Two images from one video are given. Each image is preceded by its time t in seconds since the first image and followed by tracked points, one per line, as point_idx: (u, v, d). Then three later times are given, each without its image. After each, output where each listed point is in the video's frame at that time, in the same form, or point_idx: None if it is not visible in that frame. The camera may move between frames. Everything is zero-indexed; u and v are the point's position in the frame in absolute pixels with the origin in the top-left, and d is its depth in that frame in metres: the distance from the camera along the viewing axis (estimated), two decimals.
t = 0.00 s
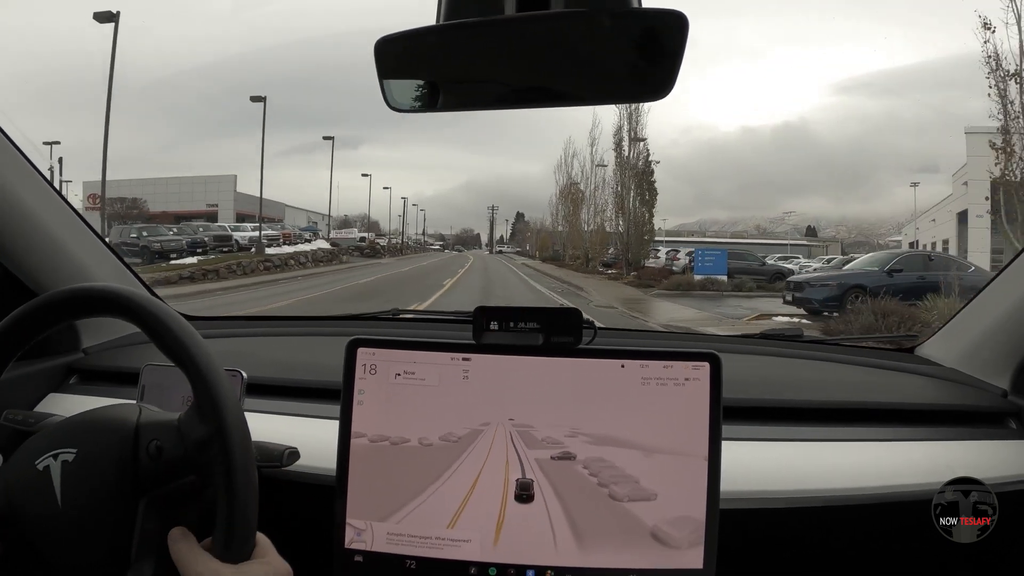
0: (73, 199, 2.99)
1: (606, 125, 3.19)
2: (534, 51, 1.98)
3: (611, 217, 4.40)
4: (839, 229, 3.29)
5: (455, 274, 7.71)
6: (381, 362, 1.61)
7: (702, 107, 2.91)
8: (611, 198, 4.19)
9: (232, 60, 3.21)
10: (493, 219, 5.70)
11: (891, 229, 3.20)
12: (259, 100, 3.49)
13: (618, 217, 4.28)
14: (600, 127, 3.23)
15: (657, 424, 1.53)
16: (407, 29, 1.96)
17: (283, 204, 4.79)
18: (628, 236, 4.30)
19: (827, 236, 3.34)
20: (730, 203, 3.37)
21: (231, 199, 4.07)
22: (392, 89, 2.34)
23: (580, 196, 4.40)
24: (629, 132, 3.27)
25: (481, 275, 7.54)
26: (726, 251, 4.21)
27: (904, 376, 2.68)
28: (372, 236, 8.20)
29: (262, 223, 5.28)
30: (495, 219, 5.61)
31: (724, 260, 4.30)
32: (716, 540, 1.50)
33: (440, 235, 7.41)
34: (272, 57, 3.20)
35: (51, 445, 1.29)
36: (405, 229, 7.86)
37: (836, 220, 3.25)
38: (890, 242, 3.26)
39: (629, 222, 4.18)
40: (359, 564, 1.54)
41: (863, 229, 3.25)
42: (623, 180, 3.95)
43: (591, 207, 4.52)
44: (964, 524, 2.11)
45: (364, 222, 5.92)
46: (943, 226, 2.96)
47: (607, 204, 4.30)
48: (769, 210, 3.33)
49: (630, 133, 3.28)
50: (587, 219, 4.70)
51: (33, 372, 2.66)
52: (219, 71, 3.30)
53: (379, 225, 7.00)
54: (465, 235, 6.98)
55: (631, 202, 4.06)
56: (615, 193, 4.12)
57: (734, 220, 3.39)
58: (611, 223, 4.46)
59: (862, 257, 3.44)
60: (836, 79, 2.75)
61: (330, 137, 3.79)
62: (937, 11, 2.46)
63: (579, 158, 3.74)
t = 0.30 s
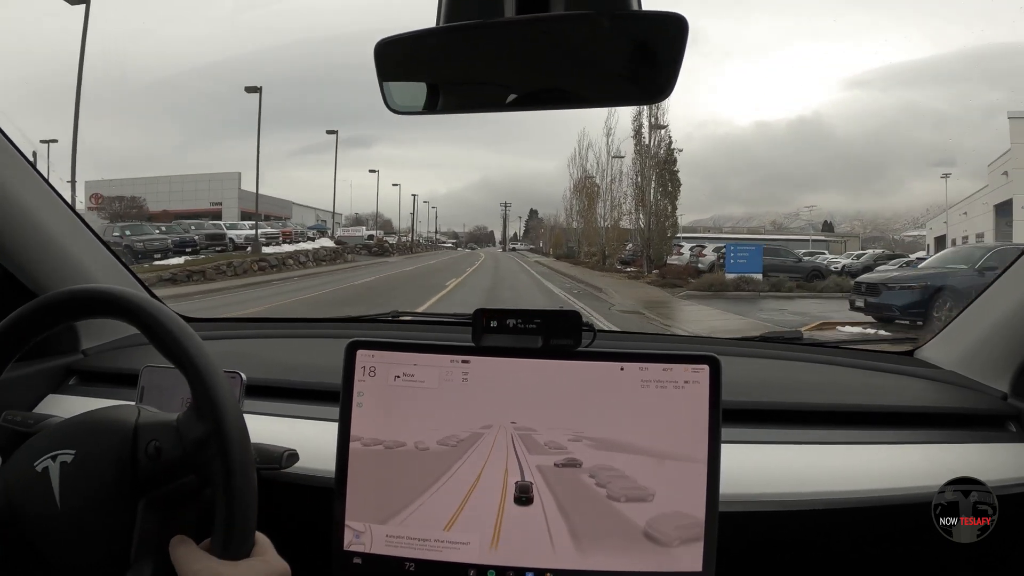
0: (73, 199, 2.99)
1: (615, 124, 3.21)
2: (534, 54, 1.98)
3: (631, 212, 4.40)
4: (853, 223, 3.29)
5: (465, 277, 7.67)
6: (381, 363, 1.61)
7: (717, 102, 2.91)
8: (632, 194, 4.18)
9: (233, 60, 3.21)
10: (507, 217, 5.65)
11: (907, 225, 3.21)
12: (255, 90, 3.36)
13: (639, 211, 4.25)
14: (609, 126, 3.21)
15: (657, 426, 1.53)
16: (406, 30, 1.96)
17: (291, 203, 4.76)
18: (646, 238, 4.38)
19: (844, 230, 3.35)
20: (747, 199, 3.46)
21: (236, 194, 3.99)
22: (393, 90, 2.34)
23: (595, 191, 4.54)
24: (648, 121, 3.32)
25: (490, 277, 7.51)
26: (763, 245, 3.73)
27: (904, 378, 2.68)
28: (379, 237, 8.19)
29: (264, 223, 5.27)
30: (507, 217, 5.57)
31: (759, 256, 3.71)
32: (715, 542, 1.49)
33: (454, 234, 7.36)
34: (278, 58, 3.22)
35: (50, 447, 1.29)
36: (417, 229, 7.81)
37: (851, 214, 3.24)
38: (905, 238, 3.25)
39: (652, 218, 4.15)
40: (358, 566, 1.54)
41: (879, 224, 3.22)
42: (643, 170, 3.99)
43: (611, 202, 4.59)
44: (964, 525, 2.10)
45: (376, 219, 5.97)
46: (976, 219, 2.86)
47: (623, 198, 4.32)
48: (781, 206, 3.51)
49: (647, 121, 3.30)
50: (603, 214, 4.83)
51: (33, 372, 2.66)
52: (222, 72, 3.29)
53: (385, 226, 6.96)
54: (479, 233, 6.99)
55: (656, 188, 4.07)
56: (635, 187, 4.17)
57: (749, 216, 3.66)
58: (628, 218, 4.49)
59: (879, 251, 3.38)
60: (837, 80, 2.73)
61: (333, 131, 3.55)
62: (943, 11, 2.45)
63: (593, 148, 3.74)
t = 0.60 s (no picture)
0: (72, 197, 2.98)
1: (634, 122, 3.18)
2: (534, 50, 1.98)
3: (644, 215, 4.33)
4: (869, 225, 3.20)
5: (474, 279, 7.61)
6: (382, 360, 1.61)
7: (734, 102, 2.90)
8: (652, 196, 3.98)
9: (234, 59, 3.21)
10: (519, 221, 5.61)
11: (922, 227, 3.09)
12: (249, 85, 3.36)
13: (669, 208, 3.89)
14: (624, 126, 3.20)
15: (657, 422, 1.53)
16: (407, 28, 1.97)
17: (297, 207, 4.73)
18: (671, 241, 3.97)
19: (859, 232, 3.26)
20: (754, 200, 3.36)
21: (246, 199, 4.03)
22: (394, 87, 2.34)
23: (611, 190, 4.48)
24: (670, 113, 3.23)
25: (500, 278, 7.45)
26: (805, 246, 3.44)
27: (904, 376, 2.68)
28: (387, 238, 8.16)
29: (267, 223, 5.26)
30: (523, 218, 5.53)
31: (801, 260, 3.46)
32: (716, 539, 1.50)
33: (468, 236, 7.30)
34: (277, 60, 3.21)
35: (51, 444, 1.29)
36: (427, 230, 7.77)
37: (866, 216, 3.15)
38: (922, 241, 3.13)
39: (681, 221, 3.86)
40: (358, 563, 1.55)
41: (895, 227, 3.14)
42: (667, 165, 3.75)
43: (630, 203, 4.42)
44: (964, 524, 2.10)
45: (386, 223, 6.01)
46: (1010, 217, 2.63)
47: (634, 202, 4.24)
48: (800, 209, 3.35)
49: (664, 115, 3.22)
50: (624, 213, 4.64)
51: (34, 370, 2.66)
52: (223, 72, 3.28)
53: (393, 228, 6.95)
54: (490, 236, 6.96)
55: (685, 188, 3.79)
56: (657, 183, 3.88)
57: (764, 219, 3.40)
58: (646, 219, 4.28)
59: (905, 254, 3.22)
60: (838, 80, 2.70)
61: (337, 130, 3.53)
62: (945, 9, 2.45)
63: (610, 146, 3.62)
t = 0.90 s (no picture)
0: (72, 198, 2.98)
1: (650, 118, 3.10)
2: (533, 51, 1.98)
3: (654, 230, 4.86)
4: (885, 227, 3.11)
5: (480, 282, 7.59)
6: (381, 361, 1.61)
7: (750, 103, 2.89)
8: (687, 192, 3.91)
9: (234, 61, 3.20)
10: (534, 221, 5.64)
11: (939, 228, 2.91)
12: (242, 74, 3.28)
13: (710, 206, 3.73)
14: (633, 126, 3.21)
15: (656, 424, 1.53)
16: (406, 29, 1.97)
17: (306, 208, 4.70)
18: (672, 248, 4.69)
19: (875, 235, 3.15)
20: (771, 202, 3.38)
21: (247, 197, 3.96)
22: (393, 89, 2.34)
23: (631, 186, 4.45)
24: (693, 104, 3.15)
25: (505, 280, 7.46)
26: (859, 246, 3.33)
27: (904, 377, 2.68)
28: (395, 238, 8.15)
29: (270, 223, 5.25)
30: (536, 220, 5.52)
31: (856, 261, 3.39)
32: (715, 540, 1.49)
33: (481, 237, 7.28)
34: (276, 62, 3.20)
35: (52, 444, 1.29)
36: (437, 231, 7.76)
37: (881, 217, 3.09)
38: (939, 242, 2.92)
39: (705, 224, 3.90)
40: (358, 564, 1.55)
41: (911, 228, 3.02)
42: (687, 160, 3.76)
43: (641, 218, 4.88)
44: (964, 525, 2.10)
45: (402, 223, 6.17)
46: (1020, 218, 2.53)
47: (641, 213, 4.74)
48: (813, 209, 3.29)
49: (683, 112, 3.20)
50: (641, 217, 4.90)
51: (33, 371, 2.66)
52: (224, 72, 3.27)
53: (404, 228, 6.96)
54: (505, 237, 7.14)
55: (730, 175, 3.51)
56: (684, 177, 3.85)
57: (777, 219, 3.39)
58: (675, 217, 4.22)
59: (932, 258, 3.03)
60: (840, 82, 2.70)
61: (341, 123, 3.50)
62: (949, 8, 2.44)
63: (629, 139, 3.44)
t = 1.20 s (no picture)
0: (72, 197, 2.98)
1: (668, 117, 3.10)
2: (532, 52, 1.98)
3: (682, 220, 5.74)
4: (900, 227, 3.14)
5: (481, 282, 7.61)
6: (381, 361, 1.61)
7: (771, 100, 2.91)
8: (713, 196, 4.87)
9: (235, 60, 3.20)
10: (545, 221, 5.63)
11: (953, 228, 2.94)
12: (229, 59, 3.19)
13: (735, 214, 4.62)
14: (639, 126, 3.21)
15: (656, 424, 1.53)
16: (406, 29, 1.97)
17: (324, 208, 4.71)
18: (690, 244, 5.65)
19: (889, 236, 3.18)
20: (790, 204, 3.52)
21: (247, 194, 3.84)
22: (393, 89, 2.34)
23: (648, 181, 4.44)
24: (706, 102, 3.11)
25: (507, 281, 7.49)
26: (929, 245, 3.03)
27: (904, 377, 2.68)
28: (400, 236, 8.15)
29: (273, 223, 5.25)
30: (547, 219, 5.51)
31: (928, 263, 3.02)
32: (715, 541, 1.49)
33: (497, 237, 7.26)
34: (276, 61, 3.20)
35: (55, 443, 1.29)
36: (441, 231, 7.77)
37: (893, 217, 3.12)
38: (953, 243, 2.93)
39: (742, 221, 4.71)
40: (358, 564, 1.55)
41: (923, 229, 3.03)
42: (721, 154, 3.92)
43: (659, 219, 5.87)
44: (963, 525, 2.10)
45: (408, 221, 6.38)
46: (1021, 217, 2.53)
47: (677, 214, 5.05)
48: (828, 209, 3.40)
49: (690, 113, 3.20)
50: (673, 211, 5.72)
51: (33, 371, 2.66)
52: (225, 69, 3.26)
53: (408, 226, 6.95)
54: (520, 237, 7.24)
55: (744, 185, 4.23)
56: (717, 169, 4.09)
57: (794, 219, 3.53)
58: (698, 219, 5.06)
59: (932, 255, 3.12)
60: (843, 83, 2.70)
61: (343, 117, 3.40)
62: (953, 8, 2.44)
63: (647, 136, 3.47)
